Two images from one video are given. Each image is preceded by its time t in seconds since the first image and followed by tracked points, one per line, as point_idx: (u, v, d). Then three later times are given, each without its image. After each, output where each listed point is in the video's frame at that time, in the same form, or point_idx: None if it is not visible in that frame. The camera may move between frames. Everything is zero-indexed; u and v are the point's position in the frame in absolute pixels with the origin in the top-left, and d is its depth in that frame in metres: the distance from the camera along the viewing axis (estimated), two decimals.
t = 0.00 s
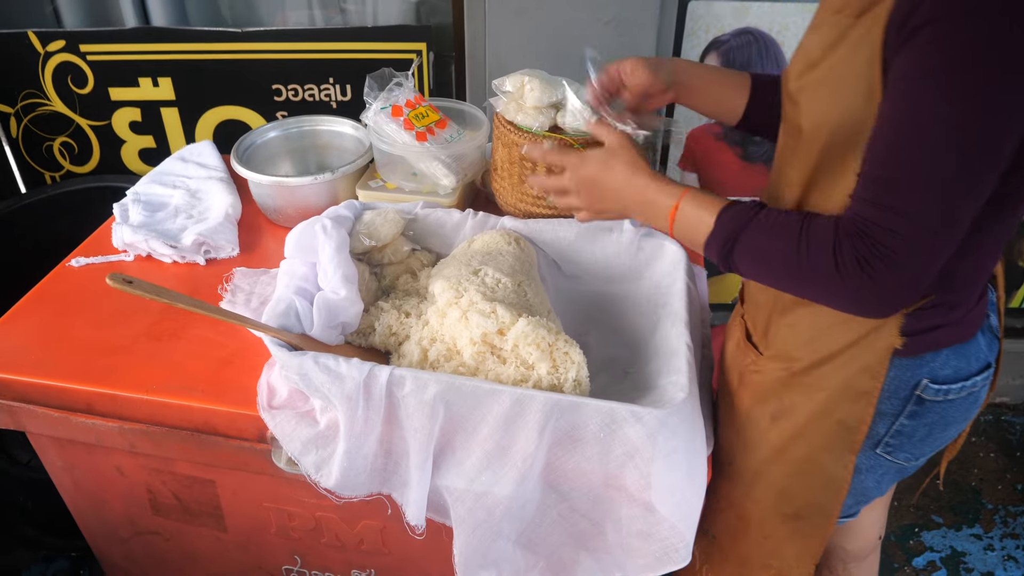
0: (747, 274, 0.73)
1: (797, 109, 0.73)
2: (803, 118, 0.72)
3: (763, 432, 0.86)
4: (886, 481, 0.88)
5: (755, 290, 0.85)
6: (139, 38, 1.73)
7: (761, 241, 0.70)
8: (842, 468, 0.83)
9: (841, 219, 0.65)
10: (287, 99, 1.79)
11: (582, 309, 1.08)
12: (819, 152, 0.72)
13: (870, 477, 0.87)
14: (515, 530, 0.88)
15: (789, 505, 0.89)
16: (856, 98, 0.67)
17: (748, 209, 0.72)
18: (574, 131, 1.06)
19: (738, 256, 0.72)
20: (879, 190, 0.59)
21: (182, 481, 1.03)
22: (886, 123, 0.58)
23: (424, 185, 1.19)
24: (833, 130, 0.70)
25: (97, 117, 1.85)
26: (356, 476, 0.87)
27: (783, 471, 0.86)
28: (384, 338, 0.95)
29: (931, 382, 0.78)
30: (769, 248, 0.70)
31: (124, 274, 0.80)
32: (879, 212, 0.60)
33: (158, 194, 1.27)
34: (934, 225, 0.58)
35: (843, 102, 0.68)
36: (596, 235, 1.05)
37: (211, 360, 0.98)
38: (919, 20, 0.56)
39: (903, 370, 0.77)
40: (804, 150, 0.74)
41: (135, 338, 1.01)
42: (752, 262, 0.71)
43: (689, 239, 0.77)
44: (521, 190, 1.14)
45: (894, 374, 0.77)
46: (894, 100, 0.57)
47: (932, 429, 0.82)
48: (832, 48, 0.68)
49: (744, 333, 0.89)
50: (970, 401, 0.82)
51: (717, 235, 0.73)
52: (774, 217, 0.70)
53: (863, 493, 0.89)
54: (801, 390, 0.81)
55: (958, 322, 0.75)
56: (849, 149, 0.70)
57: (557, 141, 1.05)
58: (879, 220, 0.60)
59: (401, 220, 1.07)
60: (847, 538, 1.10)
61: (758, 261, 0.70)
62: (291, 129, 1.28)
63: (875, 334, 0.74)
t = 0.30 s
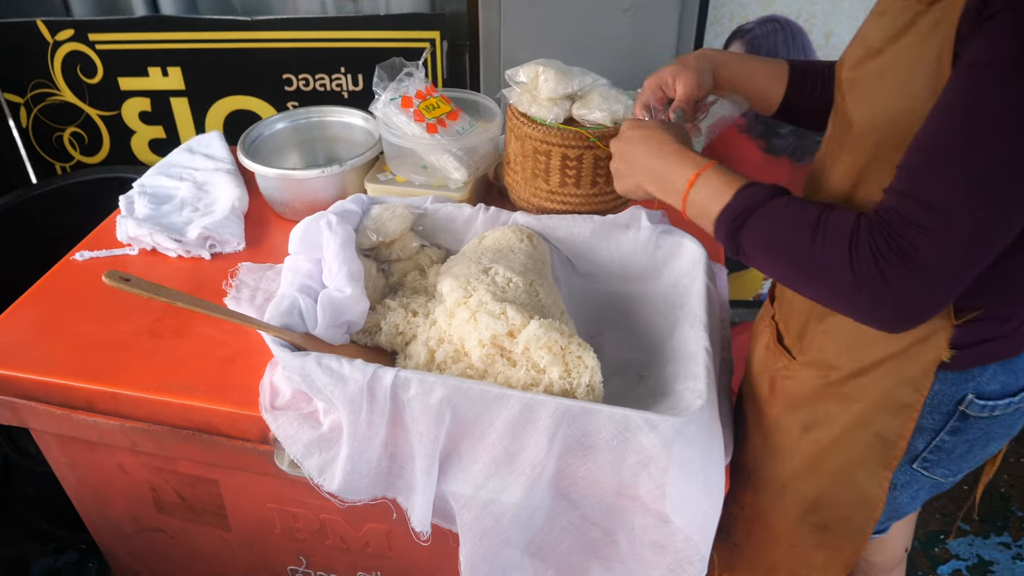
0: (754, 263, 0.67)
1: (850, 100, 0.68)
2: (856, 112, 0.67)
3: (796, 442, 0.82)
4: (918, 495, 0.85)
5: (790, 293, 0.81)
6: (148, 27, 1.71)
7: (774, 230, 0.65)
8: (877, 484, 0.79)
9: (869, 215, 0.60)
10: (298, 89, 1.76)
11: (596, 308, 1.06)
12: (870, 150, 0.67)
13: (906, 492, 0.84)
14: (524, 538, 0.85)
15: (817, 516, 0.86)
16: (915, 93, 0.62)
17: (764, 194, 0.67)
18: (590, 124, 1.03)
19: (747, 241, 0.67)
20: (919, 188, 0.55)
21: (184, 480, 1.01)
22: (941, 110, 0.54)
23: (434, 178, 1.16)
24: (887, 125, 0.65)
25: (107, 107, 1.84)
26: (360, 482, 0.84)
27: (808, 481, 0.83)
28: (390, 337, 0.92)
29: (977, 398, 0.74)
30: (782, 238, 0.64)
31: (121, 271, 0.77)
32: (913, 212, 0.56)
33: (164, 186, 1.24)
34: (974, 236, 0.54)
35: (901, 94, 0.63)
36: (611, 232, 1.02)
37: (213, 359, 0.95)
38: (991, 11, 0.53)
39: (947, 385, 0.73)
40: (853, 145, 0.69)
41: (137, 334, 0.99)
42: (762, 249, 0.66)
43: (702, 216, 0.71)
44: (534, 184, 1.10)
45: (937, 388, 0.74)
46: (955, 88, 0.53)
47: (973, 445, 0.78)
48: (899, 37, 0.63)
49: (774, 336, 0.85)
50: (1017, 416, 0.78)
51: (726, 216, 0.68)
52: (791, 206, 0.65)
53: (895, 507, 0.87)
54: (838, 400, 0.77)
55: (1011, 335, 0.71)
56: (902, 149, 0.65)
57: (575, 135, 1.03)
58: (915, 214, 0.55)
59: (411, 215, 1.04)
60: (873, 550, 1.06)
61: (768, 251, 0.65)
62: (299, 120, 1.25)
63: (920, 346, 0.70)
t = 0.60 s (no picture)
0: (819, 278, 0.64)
1: (882, 94, 0.64)
2: (888, 107, 0.63)
3: (813, 452, 0.79)
4: (945, 513, 0.81)
5: (813, 298, 0.77)
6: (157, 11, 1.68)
7: (837, 247, 0.62)
8: (901, 501, 0.76)
9: (936, 231, 0.57)
10: (308, 75, 1.73)
11: (608, 305, 1.03)
12: (903, 148, 0.63)
13: (930, 510, 0.81)
14: (530, 543, 0.82)
15: (836, 532, 0.82)
16: (958, 92, 0.58)
17: (828, 207, 0.64)
18: (605, 115, 0.99)
19: (808, 256, 0.64)
20: (982, 206, 0.52)
21: (186, 475, 0.99)
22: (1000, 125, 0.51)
23: (444, 169, 1.13)
24: (924, 122, 0.61)
25: (116, 93, 1.82)
26: (361, 483, 0.82)
27: (826, 495, 0.80)
28: (395, 334, 0.89)
29: (1011, 417, 0.70)
30: (845, 255, 0.62)
31: (117, 265, 0.75)
32: (978, 232, 0.52)
33: (169, 175, 1.22)
34: None
35: (943, 91, 0.59)
36: (625, 227, 0.98)
37: (215, 354, 0.93)
38: None
39: (979, 403, 0.70)
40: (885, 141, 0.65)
41: (137, 327, 0.97)
42: (824, 265, 0.63)
43: (759, 228, 0.70)
44: (547, 176, 1.07)
45: (968, 406, 0.70)
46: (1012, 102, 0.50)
47: (1004, 463, 0.74)
48: (939, 28, 0.58)
49: (795, 343, 0.81)
50: None
51: (786, 230, 0.65)
52: (855, 218, 0.62)
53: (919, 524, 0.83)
54: (860, 413, 0.73)
55: None
56: (938, 149, 0.61)
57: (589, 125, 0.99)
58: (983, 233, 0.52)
59: (419, 207, 1.01)
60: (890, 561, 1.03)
61: (831, 269, 0.63)
62: (307, 108, 1.22)
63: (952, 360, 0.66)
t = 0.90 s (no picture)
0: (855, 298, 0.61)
1: (921, 99, 0.60)
2: (927, 113, 0.59)
3: (830, 465, 0.75)
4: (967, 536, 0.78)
5: (834, 309, 0.73)
6: None
7: (879, 267, 0.58)
8: (921, 527, 0.74)
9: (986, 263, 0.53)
10: (316, 59, 1.70)
11: (617, 301, 0.99)
12: (943, 158, 0.59)
13: (952, 535, 0.77)
14: (530, 549, 0.80)
15: (852, 551, 0.79)
16: (1010, 102, 0.53)
17: (867, 222, 0.60)
18: (616, 105, 0.96)
19: (844, 275, 0.61)
20: None
21: (183, 470, 0.97)
22: None
23: (449, 159, 1.10)
24: (967, 132, 0.56)
25: (121, 76, 1.80)
26: (358, 484, 0.79)
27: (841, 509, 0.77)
28: (395, 331, 0.87)
29: None
30: (886, 274, 0.58)
31: (106, 260, 0.73)
32: None
33: (170, 162, 1.20)
34: None
35: (988, 100, 0.54)
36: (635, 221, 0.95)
37: (212, 349, 0.91)
38: None
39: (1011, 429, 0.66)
40: (924, 148, 0.60)
41: (134, 319, 0.95)
42: (861, 286, 0.60)
43: (798, 241, 0.65)
44: (555, 168, 1.03)
45: (1000, 432, 0.66)
46: None
47: None
48: (986, 32, 0.54)
49: (812, 356, 0.77)
50: None
51: (824, 244, 0.62)
52: (897, 238, 0.59)
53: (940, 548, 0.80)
54: (883, 435, 0.70)
55: None
56: (982, 163, 0.57)
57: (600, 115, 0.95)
58: None
59: (422, 199, 0.98)
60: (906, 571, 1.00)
61: (870, 289, 0.59)
62: (310, 95, 1.20)
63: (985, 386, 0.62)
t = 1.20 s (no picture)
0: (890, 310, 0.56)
1: (950, 99, 0.56)
2: (957, 115, 0.55)
3: (841, 476, 0.72)
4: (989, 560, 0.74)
5: (848, 317, 0.70)
6: None
7: (916, 282, 0.54)
8: (940, 549, 0.70)
9: None
10: (319, 45, 1.66)
11: (621, 298, 0.96)
12: (973, 163, 0.55)
13: (971, 556, 0.74)
14: (528, 554, 0.77)
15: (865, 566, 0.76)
16: None
17: (902, 232, 0.55)
18: (621, 95, 0.93)
19: (878, 287, 0.56)
20: None
21: (176, 467, 0.95)
22: None
23: (451, 149, 1.06)
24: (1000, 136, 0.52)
25: (122, 62, 1.77)
26: (350, 487, 0.77)
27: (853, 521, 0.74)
28: (391, 328, 0.84)
29: None
30: (923, 293, 0.53)
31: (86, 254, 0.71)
32: None
33: (167, 151, 1.17)
34: None
35: None
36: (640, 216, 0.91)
37: (203, 344, 0.88)
38: None
39: None
40: (952, 153, 0.56)
41: (124, 313, 0.93)
42: (898, 298, 0.55)
43: (822, 249, 0.60)
44: (559, 159, 1.00)
45: None
46: None
47: None
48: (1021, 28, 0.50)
49: (824, 366, 0.74)
50: None
51: (855, 253, 0.56)
52: (936, 248, 0.53)
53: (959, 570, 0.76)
54: (901, 454, 0.66)
55: None
56: (1016, 168, 0.53)
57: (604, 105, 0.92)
58: None
59: (422, 190, 0.95)
60: None
61: (908, 305, 0.55)
62: (309, 82, 1.16)
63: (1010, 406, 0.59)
